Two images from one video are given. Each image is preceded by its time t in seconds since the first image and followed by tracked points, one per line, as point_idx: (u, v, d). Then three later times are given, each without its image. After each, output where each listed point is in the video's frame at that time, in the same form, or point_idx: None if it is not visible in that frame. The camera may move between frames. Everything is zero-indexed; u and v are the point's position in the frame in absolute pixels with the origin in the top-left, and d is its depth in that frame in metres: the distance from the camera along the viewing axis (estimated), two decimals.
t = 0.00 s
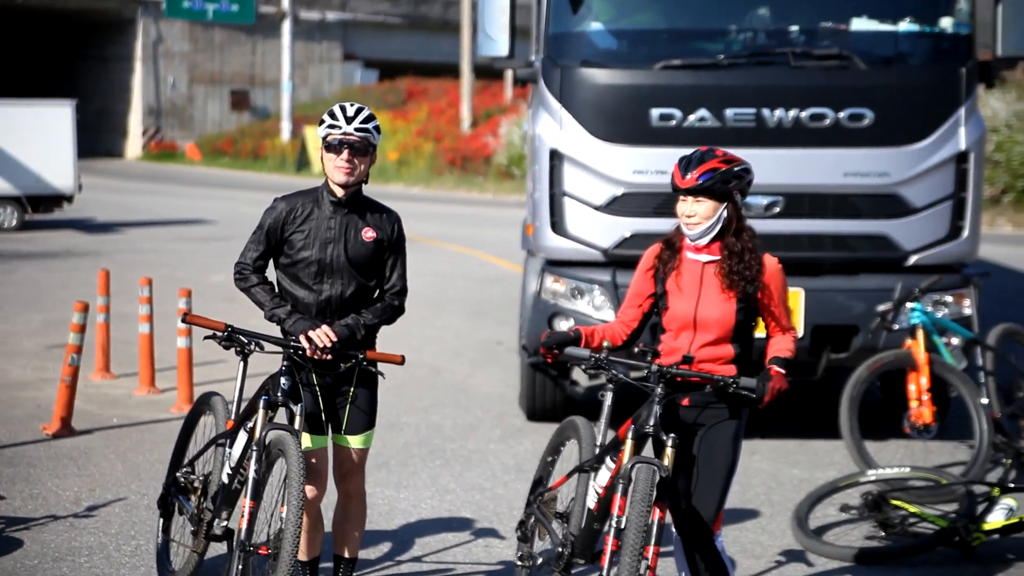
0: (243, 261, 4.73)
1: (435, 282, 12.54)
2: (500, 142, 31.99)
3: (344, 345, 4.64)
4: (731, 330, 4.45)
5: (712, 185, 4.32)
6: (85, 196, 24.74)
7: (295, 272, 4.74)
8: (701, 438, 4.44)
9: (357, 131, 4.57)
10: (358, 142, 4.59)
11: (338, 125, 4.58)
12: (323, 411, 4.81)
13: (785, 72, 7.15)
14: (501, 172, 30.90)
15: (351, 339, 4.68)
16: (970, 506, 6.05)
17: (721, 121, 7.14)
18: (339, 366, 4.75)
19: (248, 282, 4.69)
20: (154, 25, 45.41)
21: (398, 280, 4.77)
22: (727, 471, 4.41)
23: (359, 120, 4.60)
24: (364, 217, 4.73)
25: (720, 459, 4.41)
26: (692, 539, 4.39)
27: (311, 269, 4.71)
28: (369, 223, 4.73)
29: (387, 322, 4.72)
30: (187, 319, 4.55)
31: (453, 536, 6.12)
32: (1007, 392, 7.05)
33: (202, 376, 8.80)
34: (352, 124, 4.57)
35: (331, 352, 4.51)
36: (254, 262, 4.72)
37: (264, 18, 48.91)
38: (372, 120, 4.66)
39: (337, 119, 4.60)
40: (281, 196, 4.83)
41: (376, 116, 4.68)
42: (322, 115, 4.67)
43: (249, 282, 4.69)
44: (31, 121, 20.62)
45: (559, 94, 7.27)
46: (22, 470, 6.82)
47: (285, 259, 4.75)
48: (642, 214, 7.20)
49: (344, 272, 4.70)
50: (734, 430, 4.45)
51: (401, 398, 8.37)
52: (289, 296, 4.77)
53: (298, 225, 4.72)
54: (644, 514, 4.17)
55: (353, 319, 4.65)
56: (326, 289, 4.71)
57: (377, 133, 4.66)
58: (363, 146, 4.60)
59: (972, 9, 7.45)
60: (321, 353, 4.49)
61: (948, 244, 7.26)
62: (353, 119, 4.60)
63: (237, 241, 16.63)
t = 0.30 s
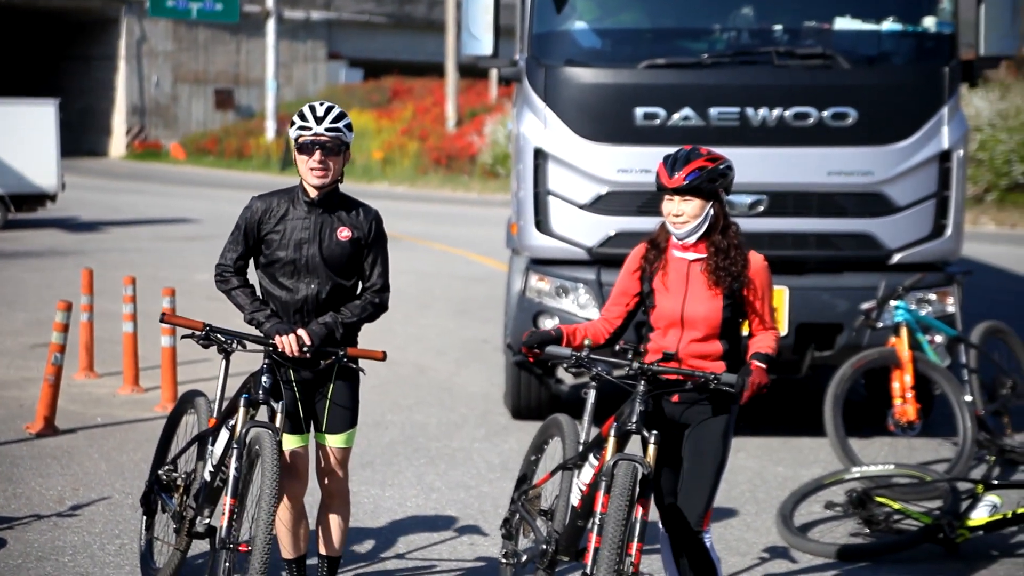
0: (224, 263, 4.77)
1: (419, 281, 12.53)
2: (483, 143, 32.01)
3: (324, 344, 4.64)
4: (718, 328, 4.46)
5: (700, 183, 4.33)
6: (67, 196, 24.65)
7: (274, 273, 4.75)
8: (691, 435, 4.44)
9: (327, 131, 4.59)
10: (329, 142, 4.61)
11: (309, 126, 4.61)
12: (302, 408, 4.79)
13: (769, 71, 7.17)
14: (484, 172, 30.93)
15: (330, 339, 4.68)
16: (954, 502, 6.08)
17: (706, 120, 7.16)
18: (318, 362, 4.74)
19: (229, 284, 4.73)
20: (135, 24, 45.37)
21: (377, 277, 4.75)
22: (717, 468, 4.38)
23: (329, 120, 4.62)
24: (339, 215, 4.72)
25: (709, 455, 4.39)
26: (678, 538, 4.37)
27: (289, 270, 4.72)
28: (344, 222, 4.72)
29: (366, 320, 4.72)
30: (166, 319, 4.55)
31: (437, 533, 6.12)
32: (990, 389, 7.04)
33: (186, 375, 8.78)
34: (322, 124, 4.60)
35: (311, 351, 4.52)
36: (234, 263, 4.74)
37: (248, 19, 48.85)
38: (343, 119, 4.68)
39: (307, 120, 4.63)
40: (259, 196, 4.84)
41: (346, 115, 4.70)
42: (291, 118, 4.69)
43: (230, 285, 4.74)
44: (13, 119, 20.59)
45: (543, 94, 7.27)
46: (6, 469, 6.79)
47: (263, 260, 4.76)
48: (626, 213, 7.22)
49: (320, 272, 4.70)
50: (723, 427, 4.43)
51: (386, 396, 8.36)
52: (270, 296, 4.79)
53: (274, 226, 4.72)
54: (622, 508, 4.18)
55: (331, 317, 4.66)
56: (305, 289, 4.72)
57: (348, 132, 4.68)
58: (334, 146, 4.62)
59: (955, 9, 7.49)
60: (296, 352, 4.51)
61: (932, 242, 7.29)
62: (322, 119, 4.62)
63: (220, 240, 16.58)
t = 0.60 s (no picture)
0: (215, 266, 4.78)
1: (417, 277, 12.52)
2: (480, 138, 32.01)
3: (318, 338, 4.65)
4: (721, 322, 4.44)
5: (705, 177, 4.33)
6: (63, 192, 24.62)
7: (265, 269, 4.76)
8: (692, 430, 4.44)
9: (306, 122, 4.60)
10: (309, 132, 4.62)
11: (287, 118, 4.61)
12: (297, 406, 4.80)
13: (766, 66, 7.16)
14: (482, 168, 30.93)
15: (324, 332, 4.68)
16: (953, 497, 6.09)
17: (703, 115, 7.15)
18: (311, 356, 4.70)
19: (222, 285, 4.74)
20: (133, 20, 45.27)
21: (366, 264, 4.76)
22: (717, 464, 4.38)
23: (307, 110, 4.63)
24: (324, 205, 4.73)
25: (710, 451, 4.39)
26: (678, 534, 4.37)
27: (278, 263, 4.72)
28: (329, 211, 4.73)
29: (360, 308, 4.72)
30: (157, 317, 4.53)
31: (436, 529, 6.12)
32: (988, 385, 7.06)
33: (184, 371, 8.77)
34: (301, 115, 4.61)
35: (303, 345, 4.54)
36: (225, 264, 4.76)
37: (244, 14, 48.79)
38: (321, 108, 4.68)
39: (285, 113, 4.63)
40: (244, 195, 4.86)
41: (324, 104, 4.70)
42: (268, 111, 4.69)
43: (223, 286, 4.74)
44: (11, 116, 20.59)
45: (540, 88, 7.26)
46: (4, 465, 6.78)
47: (252, 257, 4.77)
48: (624, 208, 7.20)
49: (310, 263, 4.71)
50: (724, 422, 4.43)
51: (384, 392, 8.36)
52: (262, 294, 4.79)
53: (259, 220, 4.74)
54: (627, 503, 4.18)
55: (323, 311, 4.66)
56: (295, 282, 4.72)
57: (327, 121, 4.69)
58: (314, 136, 4.63)
59: (953, 3, 7.48)
60: (289, 348, 4.52)
61: (930, 237, 7.28)
62: (301, 110, 4.63)
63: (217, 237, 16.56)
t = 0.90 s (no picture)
0: (203, 280, 4.78)
1: (409, 283, 12.50)
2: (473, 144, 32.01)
3: (309, 344, 4.64)
4: (715, 328, 4.46)
5: (700, 185, 4.28)
6: (55, 199, 24.57)
7: (253, 279, 4.75)
8: (687, 437, 4.43)
9: (290, 136, 4.59)
10: (293, 146, 4.61)
11: (270, 133, 4.59)
12: (290, 416, 4.80)
13: (758, 72, 7.16)
14: (474, 174, 30.94)
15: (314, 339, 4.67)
16: (946, 504, 6.10)
17: (695, 121, 7.15)
18: (303, 365, 4.72)
19: (211, 298, 4.74)
20: (124, 26, 45.24)
21: (353, 270, 4.75)
22: (712, 471, 4.36)
23: (289, 124, 4.62)
24: (309, 212, 4.73)
25: (705, 457, 4.38)
26: (672, 543, 4.35)
27: (266, 273, 4.72)
28: (315, 218, 4.73)
29: (350, 313, 4.71)
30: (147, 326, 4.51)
31: (430, 538, 6.11)
32: (980, 390, 7.08)
33: (176, 379, 8.74)
34: (284, 129, 4.59)
35: (297, 352, 4.50)
36: (213, 277, 4.75)
37: (237, 19, 48.77)
38: (302, 118, 4.67)
39: (267, 126, 4.60)
40: (229, 207, 4.84)
41: (304, 114, 4.69)
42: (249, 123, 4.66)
43: (212, 299, 4.74)
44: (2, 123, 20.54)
45: (532, 94, 7.26)
46: None
47: (240, 269, 4.77)
48: (616, 214, 7.20)
49: (298, 270, 4.70)
50: (720, 430, 4.41)
51: (376, 399, 8.34)
52: (251, 305, 4.78)
53: (245, 231, 4.73)
54: (620, 509, 4.17)
55: (313, 318, 4.65)
56: (284, 290, 4.72)
57: (309, 131, 4.69)
58: (298, 148, 4.63)
59: (944, 9, 7.48)
60: (279, 355, 4.49)
61: (922, 242, 7.28)
62: (283, 124, 4.61)
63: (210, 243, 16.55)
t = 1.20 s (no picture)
0: (199, 279, 4.77)
1: (403, 280, 12.50)
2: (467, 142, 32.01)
3: (313, 342, 4.63)
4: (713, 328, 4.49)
5: (688, 222, 4.19)
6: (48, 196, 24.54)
7: (250, 278, 4.75)
8: (687, 435, 4.44)
9: (288, 130, 4.60)
10: (290, 140, 4.63)
11: (268, 126, 4.59)
12: (291, 411, 4.81)
13: (753, 69, 7.17)
14: (468, 172, 30.95)
15: (318, 336, 4.67)
16: (941, 499, 6.12)
17: (690, 118, 7.16)
18: (306, 363, 4.73)
19: (209, 297, 4.74)
20: (118, 25, 45.22)
21: (352, 264, 4.76)
22: (710, 470, 4.37)
23: (286, 118, 4.62)
24: (305, 209, 4.73)
25: (704, 456, 4.38)
26: (671, 541, 4.36)
27: (264, 271, 4.72)
28: (311, 214, 4.73)
29: (352, 308, 4.72)
30: (150, 322, 4.53)
31: (427, 533, 6.11)
32: (975, 386, 7.05)
33: (171, 375, 8.73)
34: (282, 123, 4.59)
35: (298, 352, 4.49)
36: (209, 277, 4.74)
37: (229, 19, 48.71)
38: (297, 114, 4.68)
39: (264, 120, 4.60)
40: (221, 206, 4.83)
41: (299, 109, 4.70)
42: (245, 117, 4.66)
43: (210, 297, 4.74)
44: None
45: (527, 91, 7.27)
46: None
47: (236, 267, 4.76)
48: (610, 210, 7.20)
49: (296, 267, 4.71)
50: (720, 428, 4.41)
51: (371, 396, 8.34)
52: (250, 302, 4.78)
53: (241, 230, 4.72)
54: (610, 506, 4.17)
55: (315, 314, 4.65)
56: (284, 287, 4.72)
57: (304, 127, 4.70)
58: (294, 143, 4.64)
59: (938, 6, 7.51)
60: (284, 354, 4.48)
61: (916, 238, 7.30)
62: (281, 117, 4.61)
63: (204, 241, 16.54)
